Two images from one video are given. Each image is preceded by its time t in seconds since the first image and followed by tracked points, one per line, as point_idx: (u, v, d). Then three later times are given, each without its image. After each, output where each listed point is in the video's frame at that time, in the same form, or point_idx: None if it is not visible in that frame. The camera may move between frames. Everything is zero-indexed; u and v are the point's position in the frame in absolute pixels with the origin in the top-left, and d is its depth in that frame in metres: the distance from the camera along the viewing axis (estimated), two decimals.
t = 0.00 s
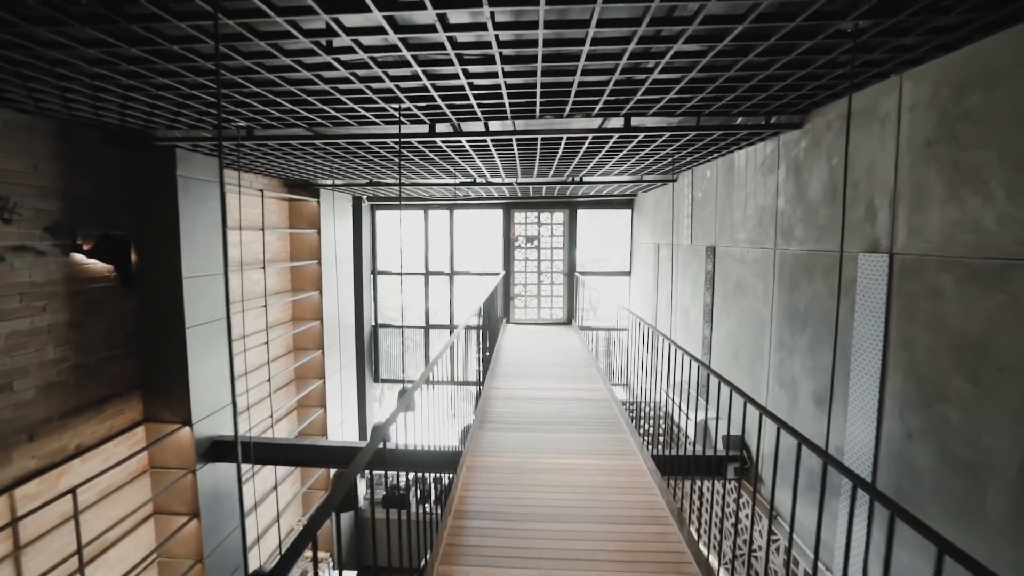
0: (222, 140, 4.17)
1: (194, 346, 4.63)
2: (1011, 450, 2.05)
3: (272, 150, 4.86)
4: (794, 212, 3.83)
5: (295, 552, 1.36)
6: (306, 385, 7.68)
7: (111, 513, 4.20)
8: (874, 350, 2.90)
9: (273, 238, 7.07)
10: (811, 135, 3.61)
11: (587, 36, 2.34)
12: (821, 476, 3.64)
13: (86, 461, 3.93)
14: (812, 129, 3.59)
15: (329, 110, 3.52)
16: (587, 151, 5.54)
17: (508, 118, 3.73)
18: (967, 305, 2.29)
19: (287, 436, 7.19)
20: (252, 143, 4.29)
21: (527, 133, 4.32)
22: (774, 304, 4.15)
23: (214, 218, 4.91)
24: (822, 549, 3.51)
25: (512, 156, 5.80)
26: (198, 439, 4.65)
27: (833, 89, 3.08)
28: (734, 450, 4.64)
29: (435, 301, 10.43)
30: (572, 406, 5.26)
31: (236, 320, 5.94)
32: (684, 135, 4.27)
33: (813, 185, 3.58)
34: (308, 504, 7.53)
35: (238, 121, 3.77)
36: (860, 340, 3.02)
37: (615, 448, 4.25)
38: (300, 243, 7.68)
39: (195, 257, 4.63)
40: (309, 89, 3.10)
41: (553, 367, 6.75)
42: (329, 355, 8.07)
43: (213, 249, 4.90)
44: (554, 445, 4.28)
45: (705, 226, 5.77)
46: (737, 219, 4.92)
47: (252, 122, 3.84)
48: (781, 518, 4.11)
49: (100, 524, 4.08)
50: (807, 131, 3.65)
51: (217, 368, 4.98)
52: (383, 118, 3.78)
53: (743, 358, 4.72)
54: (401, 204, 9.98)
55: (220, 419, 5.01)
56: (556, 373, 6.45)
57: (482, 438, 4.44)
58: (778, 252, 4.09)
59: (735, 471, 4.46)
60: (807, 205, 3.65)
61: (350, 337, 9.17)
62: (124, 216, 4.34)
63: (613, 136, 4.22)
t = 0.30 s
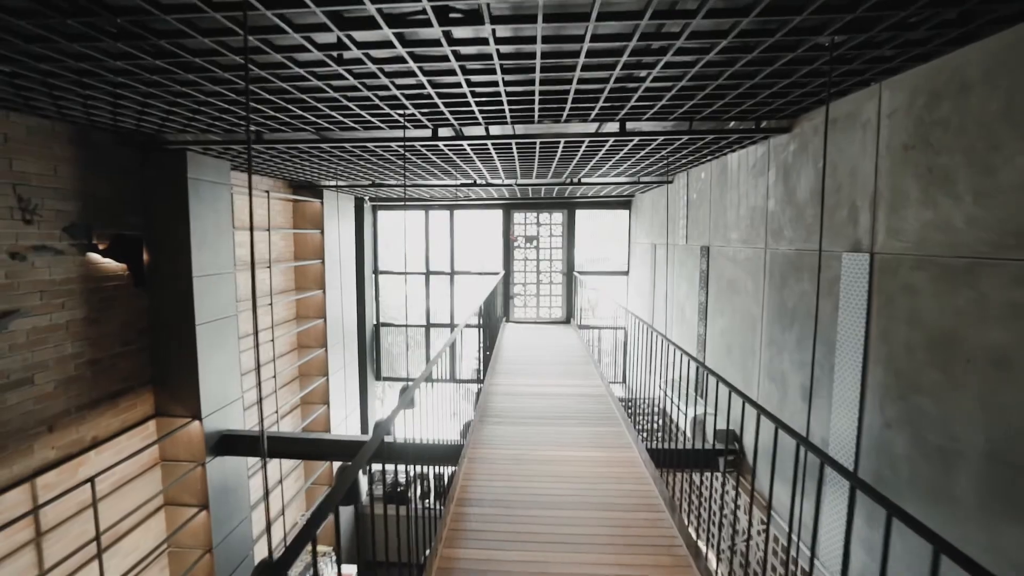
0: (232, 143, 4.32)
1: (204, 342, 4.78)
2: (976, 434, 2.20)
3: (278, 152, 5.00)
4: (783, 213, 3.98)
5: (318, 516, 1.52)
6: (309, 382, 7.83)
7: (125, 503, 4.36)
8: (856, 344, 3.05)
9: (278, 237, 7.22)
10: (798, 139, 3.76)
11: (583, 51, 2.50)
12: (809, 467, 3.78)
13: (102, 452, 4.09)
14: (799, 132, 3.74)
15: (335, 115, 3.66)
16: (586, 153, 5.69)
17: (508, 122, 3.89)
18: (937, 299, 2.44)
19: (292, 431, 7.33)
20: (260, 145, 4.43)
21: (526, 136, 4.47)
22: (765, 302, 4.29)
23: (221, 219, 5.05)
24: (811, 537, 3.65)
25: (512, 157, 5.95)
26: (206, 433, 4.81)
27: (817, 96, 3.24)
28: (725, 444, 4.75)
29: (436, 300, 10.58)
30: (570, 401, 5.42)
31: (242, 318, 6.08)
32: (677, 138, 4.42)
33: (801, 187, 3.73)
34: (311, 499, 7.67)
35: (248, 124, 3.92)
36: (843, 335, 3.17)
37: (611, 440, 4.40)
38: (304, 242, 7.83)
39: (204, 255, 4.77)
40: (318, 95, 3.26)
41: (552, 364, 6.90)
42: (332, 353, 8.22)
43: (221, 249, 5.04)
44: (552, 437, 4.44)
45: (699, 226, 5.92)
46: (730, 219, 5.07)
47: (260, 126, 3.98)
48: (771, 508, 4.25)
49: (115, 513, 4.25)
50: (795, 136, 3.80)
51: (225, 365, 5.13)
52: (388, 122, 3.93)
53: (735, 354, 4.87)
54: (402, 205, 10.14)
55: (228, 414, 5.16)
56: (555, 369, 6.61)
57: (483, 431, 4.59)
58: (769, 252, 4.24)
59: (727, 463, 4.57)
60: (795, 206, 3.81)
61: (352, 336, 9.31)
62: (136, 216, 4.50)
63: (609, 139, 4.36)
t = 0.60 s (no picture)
0: (240, 146, 4.46)
1: (212, 339, 4.92)
2: (946, 421, 2.34)
3: (284, 155, 5.14)
4: (773, 214, 4.13)
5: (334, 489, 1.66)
6: (313, 379, 7.97)
7: (137, 494, 4.51)
8: (839, 338, 3.19)
9: (282, 237, 7.37)
10: (786, 143, 3.91)
11: (578, 62, 2.65)
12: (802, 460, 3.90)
13: (115, 444, 4.23)
14: (787, 137, 3.88)
15: (341, 119, 3.81)
16: (583, 155, 5.83)
17: (507, 126, 4.03)
18: (912, 296, 2.58)
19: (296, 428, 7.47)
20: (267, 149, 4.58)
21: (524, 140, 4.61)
22: (756, 300, 4.43)
23: (229, 219, 5.20)
24: (802, 526, 3.77)
25: (512, 159, 6.10)
26: (214, 427, 4.96)
27: (802, 103, 3.39)
28: (720, 438, 4.85)
29: (437, 299, 10.71)
30: (568, 397, 5.56)
31: (248, 316, 6.22)
32: (671, 142, 4.56)
33: (788, 189, 3.88)
34: (314, 494, 7.80)
35: (257, 128, 4.07)
36: (828, 331, 3.31)
37: (607, 433, 4.54)
38: (308, 242, 7.98)
39: (212, 255, 4.92)
40: (325, 101, 3.41)
41: (551, 361, 7.04)
42: (335, 351, 8.35)
43: (228, 249, 5.19)
44: (550, 430, 4.58)
45: (695, 226, 6.06)
46: (723, 219, 5.21)
47: (268, 130, 4.13)
48: (764, 500, 4.37)
49: (127, 503, 4.40)
50: (784, 140, 3.95)
51: (232, 361, 5.27)
52: (391, 126, 4.07)
53: (728, 350, 5.01)
54: (404, 205, 10.29)
55: (235, 409, 5.30)
56: (554, 367, 6.75)
57: (483, 425, 4.73)
58: (759, 252, 4.38)
59: (722, 457, 4.67)
60: (784, 207, 3.95)
61: (355, 334, 9.45)
62: (146, 217, 4.64)
63: (605, 142, 4.51)
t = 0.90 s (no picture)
0: (248, 148, 4.61)
1: (221, 336, 5.07)
2: (919, 411, 2.49)
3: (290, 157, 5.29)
4: (762, 215, 4.29)
5: (348, 469, 1.81)
6: (317, 376, 8.13)
7: (149, 486, 4.66)
8: (823, 333, 3.34)
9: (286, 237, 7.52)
10: (775, 146, 4.07)
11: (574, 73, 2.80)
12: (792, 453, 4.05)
13: (128, 438, 4.38)
14: (776, 140, 4.03)
15: (347, 123, 3.96)
16: (581, 157, 5.99)
17: (507, 130, 4.18)
18: (889, 293, 2.73)
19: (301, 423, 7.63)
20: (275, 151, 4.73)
21: (523, 143, 4.77)
22: (746, 297, 4.59)
23: (237, 219, 5.35)
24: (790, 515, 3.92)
25: (512, 161, 6.25)
26: (223, 422, 5.11)
27: (789, 109, 3.54)
28: (712, 431, 4.99)
29: (437, 297, 10.86)
30: (567, 392, 5.72)
31: (254, 313, 6.37)
32: (665, 145, 4.71)
33: (777, 190, 4.03)
34: (317, 489, 7.93)
35: (265, 132, 4.22)
36: (814, 326, 3.46)
37: (604, 426, 4.70)
38: (311, 242, 8.13)
39: (221, 254, 5.07)
40: (333, 107, 3.56)
41: (549, 358, 7.20)
42: (338, 348, 8.51)
43: (236, 248, 5.34)
44: (549, 424, 4.74)
45: (689, 226, 6.22)
46: (716, 219, 5.36)
47: (277, 134, 4.28)
48: (755, 491, 4.52)
49: (140, 495, 4.55)
50: (773, 143, 4.11)
51: (240, 357, 5.42)
52: (395, 130, 4.22)
53: (721, 347, 5.17)
54: (405, 205, 10.45)
55: (242, 404, 5.45)
56: (553, 363, 6.91)
57: (484, 419, 4.89)
58: (750, 250, 4.54)
59: (714, 449, 4.81)
60: (772, 208, 4.10)
61: (357, 332, 9.60)
62: (157, 217, 4.79)
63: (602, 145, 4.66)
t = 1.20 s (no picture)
0: (255, 151, 4.75)
1: (228, 334, 5.22)
2: (896, 402, 2.64)
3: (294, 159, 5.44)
4: (753, 216, 4.44)
5: (358, 457, 1.96)
6: (320, 373, 8.26)
7: (159, 478, 4.80)
8: (809, 330, 3.49)
9: (290, 237, 7.66)
10: (765, 150, 4.22)
11: (570, 82, 2.94)
12: (781, 445, 4.20)
13: (139, 431, 4.52)
14: (765, 144, 4.18)
15: (351, 127, 4.10)
16: (579, 159, 6.13)
17: (506, 134, 4.33)
18: (870, 290, 2.87)
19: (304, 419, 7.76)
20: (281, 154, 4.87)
21: (522, 146, 4.91)
22: (738, 295, 4.73)
23: (243, 220, 5.48)
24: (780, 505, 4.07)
25: (511, 162, 6.39)
26: (229, 417, 5.26)
27: (777, 115, 3.69)
28: (706, 426, 5.12)
29: (438, 296, 10.98)
30: (565, 388, 5.85)
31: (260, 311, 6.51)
32: (660, 148, 4.85)
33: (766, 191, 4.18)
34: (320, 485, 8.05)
35: (272, 135, 4.36)
36: (800, 323, 3.61)
37: (601, 420, 4.84)
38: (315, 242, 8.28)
39: (229, 254, 5.21)
40: (339, 112, 3.70)
41: (548, 355, 7.34)
42: (341, 346, 8.65)
43: (243, 248, 5.48)
44: (547, 418, 4.88)
45: (684, 226, 6.36)
46: (710, 220, 5.51)
47: (283, 137, 4.42)
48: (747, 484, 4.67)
49: (151, 487, 4.69)
50: (762, 146, 4.26)
51: (246, 355, 5.56)
52: (398, 133, 4.36)
53: (715, 344, 5.31)
54: (406, 205, 10.59)
55: (248, 400, 5.59)
56: (552, 361, 7.05)
57: (485, 413, 5.03)
58: (741, 250, 4.68)
59: (708, 442, 4.94)
60: (762, 209, 4.25)
61: (359, 331, 9.74)
62: (167, 218, 4.93)
63: (598, 148, 4.81)
